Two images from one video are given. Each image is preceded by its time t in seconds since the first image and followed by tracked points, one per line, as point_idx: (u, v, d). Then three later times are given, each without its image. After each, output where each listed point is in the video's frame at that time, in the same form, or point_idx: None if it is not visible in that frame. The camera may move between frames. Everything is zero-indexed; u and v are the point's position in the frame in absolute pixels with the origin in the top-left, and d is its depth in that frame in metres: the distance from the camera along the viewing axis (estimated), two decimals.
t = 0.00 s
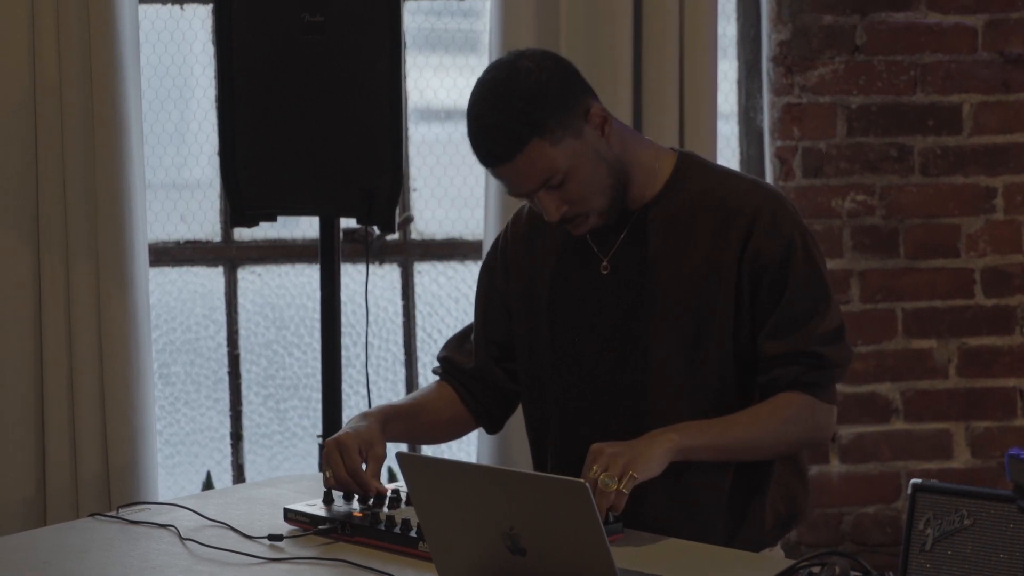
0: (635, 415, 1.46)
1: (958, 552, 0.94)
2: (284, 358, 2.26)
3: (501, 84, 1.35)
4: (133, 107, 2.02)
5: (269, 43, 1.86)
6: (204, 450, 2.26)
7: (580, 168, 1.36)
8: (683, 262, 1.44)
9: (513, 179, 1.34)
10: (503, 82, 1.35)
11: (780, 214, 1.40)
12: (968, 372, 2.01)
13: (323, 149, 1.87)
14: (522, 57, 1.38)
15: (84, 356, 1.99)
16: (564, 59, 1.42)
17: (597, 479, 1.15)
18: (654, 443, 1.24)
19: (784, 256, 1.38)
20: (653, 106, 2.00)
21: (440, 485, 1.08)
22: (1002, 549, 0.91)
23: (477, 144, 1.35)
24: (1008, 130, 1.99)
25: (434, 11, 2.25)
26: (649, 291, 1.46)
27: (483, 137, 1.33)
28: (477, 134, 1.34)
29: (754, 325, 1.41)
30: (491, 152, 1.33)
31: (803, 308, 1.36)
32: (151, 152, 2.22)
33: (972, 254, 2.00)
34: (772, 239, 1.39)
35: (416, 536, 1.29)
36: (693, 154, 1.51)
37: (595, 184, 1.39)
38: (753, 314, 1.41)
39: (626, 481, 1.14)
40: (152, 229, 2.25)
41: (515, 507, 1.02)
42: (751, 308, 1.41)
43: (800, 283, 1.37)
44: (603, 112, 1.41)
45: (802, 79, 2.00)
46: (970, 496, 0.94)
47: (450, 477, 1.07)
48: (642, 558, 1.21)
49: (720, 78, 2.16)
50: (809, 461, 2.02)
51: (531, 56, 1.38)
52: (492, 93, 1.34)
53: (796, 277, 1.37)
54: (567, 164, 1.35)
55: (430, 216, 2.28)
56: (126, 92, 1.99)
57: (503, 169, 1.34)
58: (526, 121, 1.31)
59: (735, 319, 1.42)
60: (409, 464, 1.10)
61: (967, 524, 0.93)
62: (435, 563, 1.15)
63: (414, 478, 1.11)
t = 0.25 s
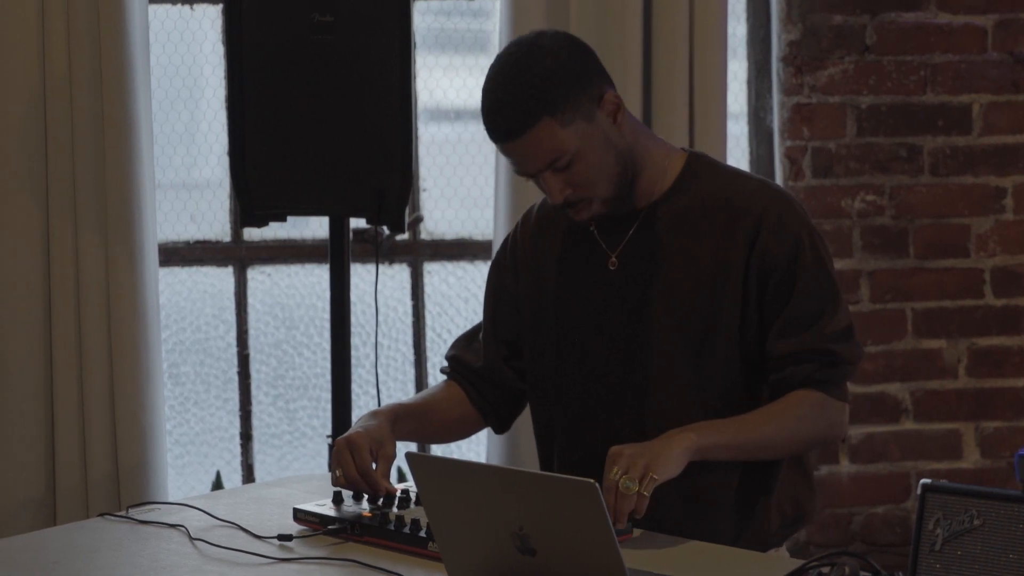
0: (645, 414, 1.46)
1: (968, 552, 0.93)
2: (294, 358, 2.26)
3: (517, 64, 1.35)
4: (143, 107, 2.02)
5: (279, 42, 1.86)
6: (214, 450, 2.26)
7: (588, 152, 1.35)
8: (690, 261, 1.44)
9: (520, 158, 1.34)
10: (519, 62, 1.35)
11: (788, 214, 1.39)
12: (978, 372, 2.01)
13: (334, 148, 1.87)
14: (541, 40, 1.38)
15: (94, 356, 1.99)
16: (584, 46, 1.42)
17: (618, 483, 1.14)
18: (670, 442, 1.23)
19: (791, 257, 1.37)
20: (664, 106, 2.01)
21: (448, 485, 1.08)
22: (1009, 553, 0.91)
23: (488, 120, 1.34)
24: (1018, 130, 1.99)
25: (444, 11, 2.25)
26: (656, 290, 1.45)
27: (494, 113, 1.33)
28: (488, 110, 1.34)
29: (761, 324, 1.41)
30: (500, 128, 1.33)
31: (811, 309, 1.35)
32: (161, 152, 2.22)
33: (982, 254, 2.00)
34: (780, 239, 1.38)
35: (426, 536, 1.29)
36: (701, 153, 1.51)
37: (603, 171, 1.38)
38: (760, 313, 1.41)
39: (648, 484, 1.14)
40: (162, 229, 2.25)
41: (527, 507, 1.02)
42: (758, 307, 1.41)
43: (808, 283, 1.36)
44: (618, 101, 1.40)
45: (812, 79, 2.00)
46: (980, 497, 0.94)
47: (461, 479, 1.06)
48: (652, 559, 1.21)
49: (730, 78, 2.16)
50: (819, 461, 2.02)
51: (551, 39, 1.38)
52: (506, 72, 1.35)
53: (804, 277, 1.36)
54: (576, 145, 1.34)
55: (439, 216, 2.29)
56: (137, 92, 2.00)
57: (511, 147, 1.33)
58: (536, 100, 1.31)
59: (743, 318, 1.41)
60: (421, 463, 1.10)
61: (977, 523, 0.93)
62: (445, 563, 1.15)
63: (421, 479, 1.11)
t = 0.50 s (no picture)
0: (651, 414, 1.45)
1: (973, 552, 0.93)
2: (300, 358, 2.26)
3: (507, 93, 1.34)
4: (149, 107, 2.02)
5: (285, 42, 1.86)
6: (220, 450, 2.26)
7: (580, 180, 1.36)
8: (691, 261, 1.44)
9: (512, 186, 1.36)
10: (509, 91, 1.34)
11: (788, 213, 1.39)
12: (984, 372, 2.01)
13: (339, 148, 1.87)
14: (531, 65, 1.37)
15: (99, 355, 1.99)
16: (576, 66, 1.40)
17: (615, 486, 1.13)
18: (670, 439, 1.22)
19: (790, 256, 1.37)
20: (670, 106, 2.01)
21: (455, 484, 1.08)
22: (1014, 553, 0.91)
23: (479, 151, 1.35)
24: None
25: (450, 11, 2.25)
26: (658, 290, 1.45)
27: (484, 145, 1.34)
28: (479, 141, 1.35)
29: (762, 323, 1.41)
30: (491, 160, 1.34)
31: (811, 306, 1.35)
32: (167, 152, 2.22)
33: (988, 255, 2.00)
34: (779, 238, 1.38)
35: (432, 535, 1.29)
36: (702, 153, 1.50)
37: (596, 196, 1.39)
38: (762, 312, 1.41)
39: (644, 489, 1.13)
40: (168, 229, 2.25)
41: (532, 507, 1.01)
42: (759, 306, 1.40)
43: (808, 281, 1.35)
44: (609, 124, 1.39)
45: (818, 79, 2.00)
46: (986, 497, 0.94)
47: (466, 479, 1.06)
48: (658, 560, 1.21)
49: (736, 78, 2.16)
50: (825, 461, 2.02)
51: (544, 63, 1.37)
52: (496, 101, 1.34)
53: (805, 276, 1.35)
54: (567, 176, 1.35)
55: (445, 216, 2.29)
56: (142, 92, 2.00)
57: (502, 177, 1.35)
58: (526, 136, 1.32)
59: (745, 317, 1.41)
60: (426, 463, 1.09)
61: (982, 524, 0.93)
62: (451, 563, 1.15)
63: (428, 479, 1.11)
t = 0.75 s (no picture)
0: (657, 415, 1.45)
1: (979, 553, 0.93)
2: (305, 358, 2.27)
3: (514, 75, 1.35)
4: (154, 107, 2.02)
5: (290, 42, 1.85)
6: (225, 450, 2.26)
7: (584, 163, 1.36)
8: (695, 260, 1.44)
9: (517, 168, 1.35)
10: (515, 73, 1.35)
11: (792, 212, 1.39)
12: (989, 373, 2.01)
13: (344, 148, 1.87)
14: (539, 49, 1.38)
15: (105, 354, 2.00)
16: (583, 54, 1.41)
17: (623, 488, 1.12)
18: (675, 439, 1.22)
19: (795, 254, 1.37)
20: (675, 106, 2.01)
21: (460, 484, 1.08)
22: (1018, 554, 0.92)
23: (484, 132, 1.35)
24: None
25: (456, 12, 2.25)
26: (662, 290, 1.45)
27: (489, 125, 1.34)
28: (485, 123, 1.35)
29: (766, 322, 1.41)
30: (495, 140, 1.34)
31: (819, 305, 1.35)
32: (172, 152, 2.22)
33: (993, 255, 1.99)
34: (783, 236, 1.38)
35: (437, 536, 1.29)
36: (706, 152, 1.50)
37: (601, 180, 1.38)
38: (766, 311, 1.40)
39: (652, 492, 1.13)
40: (173, 229, 2.25)
41: (538, 508, 1.01)
42: (764, 304, 1.40)
43: (813, 279, 1.35)
44: (615, 110, 1.39)
45: (824, 79, 2.00)
46: (992, 497, 0.94)
47: (473, 480, 1.06)
48: (664, 560, 1.21)
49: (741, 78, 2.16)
50: (830, 461, 2.02)
51: (549, 49, 1.38)
52: (503, 82, 1.35)
53: (809, 274, 1.35)
54: (571, 158, 1.35)
55: (451, 216, 2.29)
56: (147, 92, 2.00)
57: (507, 158, 1.35)
58: (531, 115, 1.32)
59: (749, 317, 1.41)
60: (432, 463, 1.09)
61: (988, 525, 0.93)
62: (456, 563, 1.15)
63: (434, 480, 1.11)
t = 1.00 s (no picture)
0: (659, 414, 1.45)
1: (981, 553, 0.93)
2: (308, 358, 2.27)
3: (517, 73, 1.35)
4: (157, 107, 2.02)
5: (293, 41, 1.85)
6: (227, 450, 2.26)
7: (587, 163, 1.36)
8: (696, 259, 1.43)
9: (520, 168, 1.35)
10: (519, 71, 1.35)
11: (792, 211, 1.38)
12: (991, 373, 2.01)
13: (346, 148, 1.87)
14: (543, 47, 1.38)
15: (108, 354, 2.00)
16: (587, 52, 1.41)
17: (625, 489, 1.12)
18: (677, 440, 1.22)
19: (796, 253, 1.36)
20: (678, 106, 2.01)
21: (462, 484, 1.08)
22: (1021, 555, 0.91)
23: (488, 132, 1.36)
24: None
25: (458, 12, 2.25)
26: (664, 290, 1.45)
27: (492, 124, 1.34)
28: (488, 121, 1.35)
29: (767, 321, 1.40)
30: (498, 139, 1.34)
31: (819, 303, 1.34)
32: (175, 152, 2.22)
33: (996, 255, 1.99)
34: (784, 235, 1.37)
35: (439, 536, 1.29)
36: (708, 151, 1.50)
37: (603, 180, 1.38)
38: (767, 311, 1.40)
39: (653, 493, 1.13)
40: (176, 229, 2.25)
41: (542, 508, 1.01)
42: (765, 303, 1.40)
43: (813, 276, 1.34)
44: (619, 109, 1.39)
45: (826, 79, 2.00)
46: (995, 497, 0.94)
47: (474, 482, 1.06)
48: (667, 560, 1.21)
49: (744, 78, 2.16)
50: (832, 461, 2.02)
51: (553, 48, 1.38)
52: (507, 81, 1.35)
53: (810, 272, 1.35)
54: (574, 158, 1.35)
55: (453, 216, 2.29)
56: (150, 92, 2.00)
57: (509, 157, 1.35)
58: (535, 115, 1.32)
59: (751, 316, 1.41)
60: (434, 465, 1.09)
61: (990, 525, 0.93)
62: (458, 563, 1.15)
63: (436, 480, 1.10)
